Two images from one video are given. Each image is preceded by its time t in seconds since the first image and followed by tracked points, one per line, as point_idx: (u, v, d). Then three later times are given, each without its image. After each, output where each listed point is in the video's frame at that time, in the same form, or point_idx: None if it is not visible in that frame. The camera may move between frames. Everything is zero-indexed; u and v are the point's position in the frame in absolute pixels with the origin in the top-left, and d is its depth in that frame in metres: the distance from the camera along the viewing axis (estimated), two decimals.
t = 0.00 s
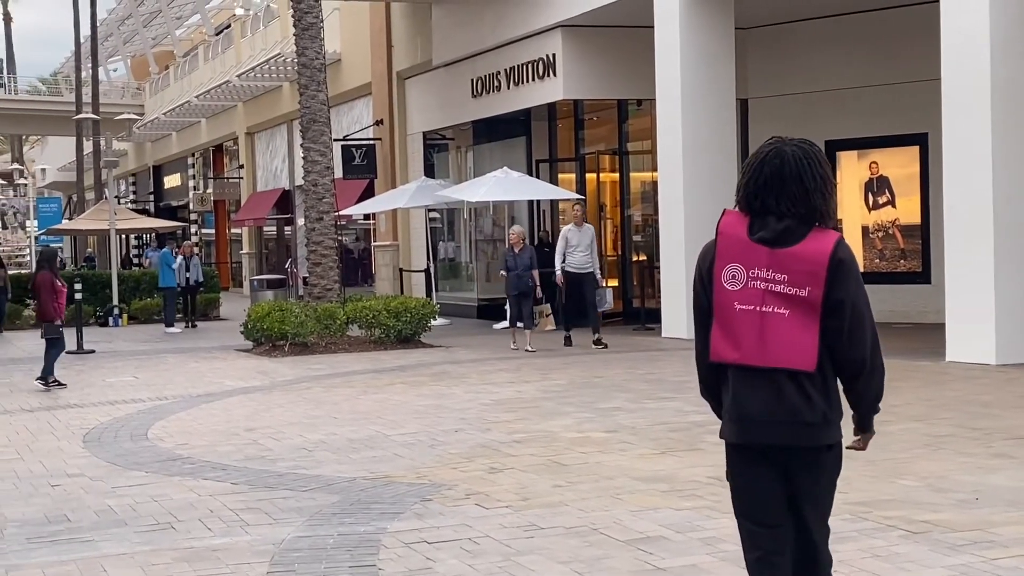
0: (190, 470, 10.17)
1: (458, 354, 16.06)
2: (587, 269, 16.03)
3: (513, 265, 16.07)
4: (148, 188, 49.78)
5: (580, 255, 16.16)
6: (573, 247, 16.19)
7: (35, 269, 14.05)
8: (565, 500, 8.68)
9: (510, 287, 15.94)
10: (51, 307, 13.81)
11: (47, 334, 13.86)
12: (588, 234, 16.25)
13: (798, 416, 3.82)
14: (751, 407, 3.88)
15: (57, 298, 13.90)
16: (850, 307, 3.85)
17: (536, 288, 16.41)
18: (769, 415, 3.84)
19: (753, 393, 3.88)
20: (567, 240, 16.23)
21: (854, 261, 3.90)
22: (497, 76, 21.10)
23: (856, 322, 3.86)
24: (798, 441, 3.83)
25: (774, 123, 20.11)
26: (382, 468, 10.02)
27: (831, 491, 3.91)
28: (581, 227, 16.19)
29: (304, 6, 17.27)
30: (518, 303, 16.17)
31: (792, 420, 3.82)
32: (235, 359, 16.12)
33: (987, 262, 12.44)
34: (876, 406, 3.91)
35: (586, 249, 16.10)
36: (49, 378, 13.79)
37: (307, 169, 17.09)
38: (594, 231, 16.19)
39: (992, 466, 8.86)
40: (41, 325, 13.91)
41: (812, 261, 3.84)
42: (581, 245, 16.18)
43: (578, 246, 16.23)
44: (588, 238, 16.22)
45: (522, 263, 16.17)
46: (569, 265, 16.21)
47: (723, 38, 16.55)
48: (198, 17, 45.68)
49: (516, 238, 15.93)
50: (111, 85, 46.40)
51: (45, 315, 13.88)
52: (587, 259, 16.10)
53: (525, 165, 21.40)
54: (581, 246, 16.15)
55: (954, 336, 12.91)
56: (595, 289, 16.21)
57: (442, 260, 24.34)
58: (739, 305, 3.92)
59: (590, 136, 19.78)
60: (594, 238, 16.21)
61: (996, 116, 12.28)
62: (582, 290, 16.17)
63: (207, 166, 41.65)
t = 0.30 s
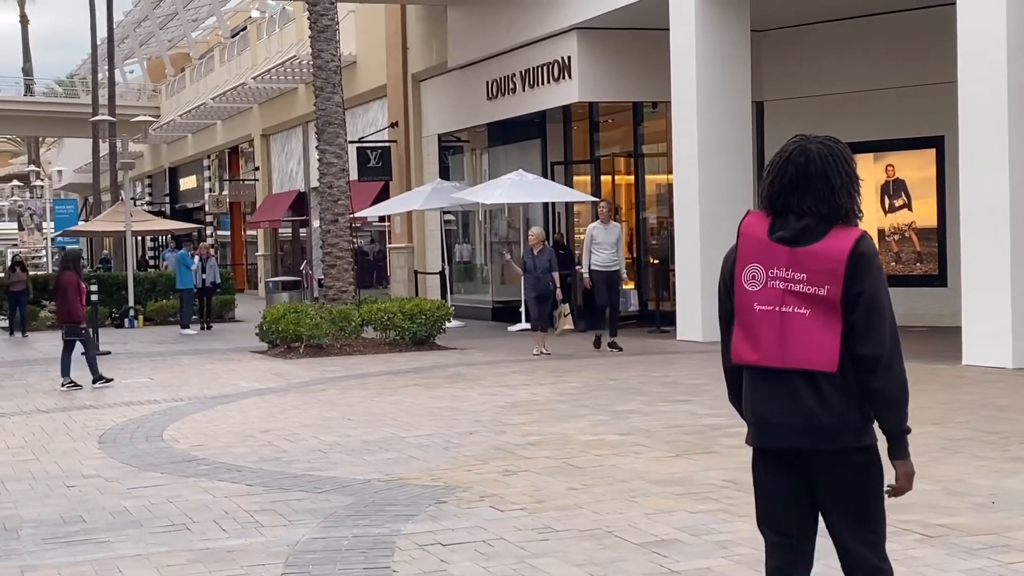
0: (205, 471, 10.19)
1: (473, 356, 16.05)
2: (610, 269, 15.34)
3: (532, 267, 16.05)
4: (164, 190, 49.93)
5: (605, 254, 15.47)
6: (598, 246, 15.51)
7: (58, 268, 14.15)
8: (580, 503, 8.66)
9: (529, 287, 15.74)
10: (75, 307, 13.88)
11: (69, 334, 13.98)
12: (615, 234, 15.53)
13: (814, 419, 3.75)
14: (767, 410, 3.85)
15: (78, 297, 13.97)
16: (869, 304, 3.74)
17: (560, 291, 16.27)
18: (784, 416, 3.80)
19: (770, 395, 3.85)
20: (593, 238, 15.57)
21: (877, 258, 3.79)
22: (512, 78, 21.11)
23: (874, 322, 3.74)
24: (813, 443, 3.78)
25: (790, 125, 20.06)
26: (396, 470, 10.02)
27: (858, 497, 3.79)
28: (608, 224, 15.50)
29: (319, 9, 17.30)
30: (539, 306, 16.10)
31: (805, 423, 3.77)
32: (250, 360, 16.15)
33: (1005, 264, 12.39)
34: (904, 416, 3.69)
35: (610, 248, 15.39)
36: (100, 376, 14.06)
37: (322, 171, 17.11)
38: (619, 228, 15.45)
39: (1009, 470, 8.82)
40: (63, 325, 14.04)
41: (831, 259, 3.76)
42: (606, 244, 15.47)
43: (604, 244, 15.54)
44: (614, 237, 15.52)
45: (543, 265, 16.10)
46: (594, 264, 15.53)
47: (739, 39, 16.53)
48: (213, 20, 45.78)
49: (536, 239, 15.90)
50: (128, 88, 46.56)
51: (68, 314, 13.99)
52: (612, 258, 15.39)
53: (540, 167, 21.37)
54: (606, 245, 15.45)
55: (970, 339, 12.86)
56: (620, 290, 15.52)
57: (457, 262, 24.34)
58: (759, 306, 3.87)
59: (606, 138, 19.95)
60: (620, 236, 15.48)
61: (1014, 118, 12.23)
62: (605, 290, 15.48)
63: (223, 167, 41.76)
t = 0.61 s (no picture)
0: (217, 472, 10.22)
1: (485, 358, 16.07)
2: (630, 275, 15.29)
3: (544, 271, 16.02)
4: (178, 192, 50.08)
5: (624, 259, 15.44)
6: (616, 253, 15.49)
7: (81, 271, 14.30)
8: (591, 505, 8.66)
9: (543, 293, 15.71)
10: (102, 308, 14.10)
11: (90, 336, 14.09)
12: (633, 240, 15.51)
13: (834, 426, 3.71)
14: (798, 415, 3.84)
15: (105, 300, 14.19)
16: (900, 311, 3.64)
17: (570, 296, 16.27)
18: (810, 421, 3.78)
19: (802, 400, 3.83)
20: (610, 245, 15.55)
21: (916, 265, 3.66)
22: (525, 81, 21.13)
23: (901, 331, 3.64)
24: (835, 450, 3.74)
25: (803, 128, 20.03)
26: (408, 472, 10.03)
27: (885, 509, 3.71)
28: (625, 230, 15.52)
29: (332, 11, 17.33)
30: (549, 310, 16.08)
31: (826, 429, 3.73)
32: (263, 362, 16.19)
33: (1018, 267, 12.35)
34: (943, 424, 3.63)
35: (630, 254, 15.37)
36: (117, 377, 14.19)
37: (335, 173, 17.14)
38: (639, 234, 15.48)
39: (1021, 474, 8.78)
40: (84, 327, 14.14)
41: (864, 264, 3.69)
42: (625, 249, 15.46)
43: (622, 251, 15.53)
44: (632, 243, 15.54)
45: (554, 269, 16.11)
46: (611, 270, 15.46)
47: (752, 42, 16.50)
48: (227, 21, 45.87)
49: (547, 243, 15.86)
50: (142, 90, 46.72)
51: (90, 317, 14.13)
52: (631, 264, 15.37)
53: (553, 169, 21.35)
54: (626, 251, 15.43)
55: (983, 343, 12.81)
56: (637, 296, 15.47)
57: (470, 264, 24.35)
58: (797, 309, 3.85)
59: (617, 140, 19.83)
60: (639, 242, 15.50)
61: None
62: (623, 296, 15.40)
63: (236, 169, 41.87)
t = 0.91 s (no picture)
0: (227, 473, 10.23)
1: (494, 360, 16.08)
2: (642, 275, 15.32)
3: (552, 272, 16.00)
4: (187, 193, 50.17)
5: (635, 259, 15.44)
6: (627, 252, 15.50)
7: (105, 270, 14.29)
8: (600, 507, 8.65)
9: (551, 294, 15.68)
10: (125, 310, 14.17)
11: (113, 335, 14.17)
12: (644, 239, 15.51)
13: (892, 432, 3.60)
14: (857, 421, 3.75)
15: (129, 301, 14.25)
16: (957, 316, 3.50)
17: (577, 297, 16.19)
18: (867, 427, 3.68)
19: (860, 406, 3.74)
20: (621, 244, 15.56)
21: (973, 270, 3.51)
22: (534, 82, 21.14)
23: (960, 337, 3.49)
24: (891, 457, 3.62)
25: (814, 130, 20.00)
26: (417, 474, 10.04)
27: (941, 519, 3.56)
28: (635, 230, 15.51)
29: (342, 13, 17.33)
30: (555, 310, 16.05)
31: (882, 437, 3.63)
32: (272, 363, 16.21)
33: None
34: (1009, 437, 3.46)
35: (641, 253, 15.38)
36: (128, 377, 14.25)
37: (345, 174, 17.16)
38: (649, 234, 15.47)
39: None
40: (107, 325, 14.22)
41: (919, 268, 3.57)
42: (636, 249, 15.45)
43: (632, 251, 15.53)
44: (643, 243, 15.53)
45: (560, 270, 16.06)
46: (623, 270, 15.49)
47: (763, 43, 16.49)
48: (237, 23, 45.95)
49: (554, 244, 15.84)
50: (152, 91, 46.81)
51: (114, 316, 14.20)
52: (642, 264, 15.38)
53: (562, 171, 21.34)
54: (636, 250, 15.43)
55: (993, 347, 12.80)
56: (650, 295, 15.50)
57: (479, 266, 24.35)
58: (856, 313, 3.78)
59: (627, 142, 19.80)
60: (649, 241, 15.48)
61: None
62: (636, 296, 15.44)
63: (246, 170, 41.96)
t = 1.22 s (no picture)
0: (236, 474, 10.24)
1: (503, 362, 16.08)
2: (653, 279, 15.28)
3: (557, 274, 15.82)
4: (196, 194, 50.24)
5: (645, 262, 15.38)
6: (635, 255, 15.46)
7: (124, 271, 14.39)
8: (609, 509, 8.65)
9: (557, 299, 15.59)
10: (144, 310, 14.30)
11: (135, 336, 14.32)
12: (653, 242, 15.43)
13: (907, 436, 3.60)
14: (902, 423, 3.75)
15: (148, 301, 14.37)
16: (944, 315, 3.39)
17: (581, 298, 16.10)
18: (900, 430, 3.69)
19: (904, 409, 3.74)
20: (630, 247, 15.52)
21: (956, 265, 3.39)
22: (543, 84, 21.16)
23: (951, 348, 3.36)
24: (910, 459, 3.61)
25: (823, 134, 19.99)
26: (426, 475, 10.04)
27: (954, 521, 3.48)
28: (644, 232, 15.46)
29: (351, 15, 17.35)
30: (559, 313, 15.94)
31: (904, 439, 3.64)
32: (281, 364, 16.23)
33: None
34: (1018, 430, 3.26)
35: (651, 257, 15.31)
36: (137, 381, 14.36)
37: (354, 176, 17.19)
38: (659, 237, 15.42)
39: None
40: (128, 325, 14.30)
41: (913, 270, 3.55)
42: (645, 252, 15.40)
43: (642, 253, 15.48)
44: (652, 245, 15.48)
45: (565, 272, 15.89)
46: (632, 272, 15.44)
47: (773, 46, 16.49)
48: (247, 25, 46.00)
49: (558, 246, 15.61)
50: (161, 93, 46.91)
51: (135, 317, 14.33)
52: (652, 267, 15.33)
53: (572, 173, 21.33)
54: (647, 254, 15.37)
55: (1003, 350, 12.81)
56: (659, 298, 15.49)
57: (488, 268, 24.37)
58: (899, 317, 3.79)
59: (637, 144, 19.92)
60: (659, 244, 15.42)
61: None
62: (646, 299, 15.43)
63: (255, 172, 42.01)
